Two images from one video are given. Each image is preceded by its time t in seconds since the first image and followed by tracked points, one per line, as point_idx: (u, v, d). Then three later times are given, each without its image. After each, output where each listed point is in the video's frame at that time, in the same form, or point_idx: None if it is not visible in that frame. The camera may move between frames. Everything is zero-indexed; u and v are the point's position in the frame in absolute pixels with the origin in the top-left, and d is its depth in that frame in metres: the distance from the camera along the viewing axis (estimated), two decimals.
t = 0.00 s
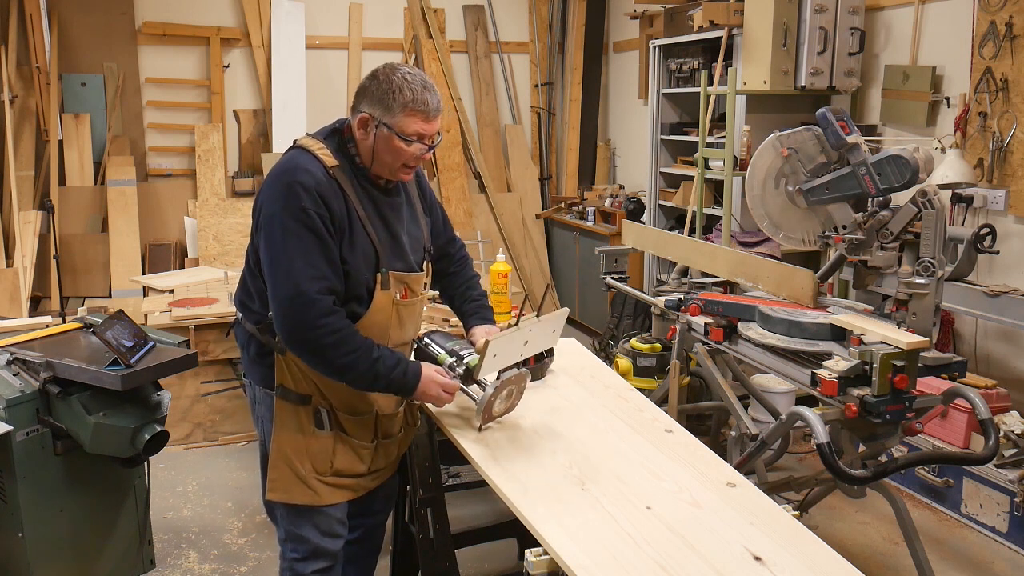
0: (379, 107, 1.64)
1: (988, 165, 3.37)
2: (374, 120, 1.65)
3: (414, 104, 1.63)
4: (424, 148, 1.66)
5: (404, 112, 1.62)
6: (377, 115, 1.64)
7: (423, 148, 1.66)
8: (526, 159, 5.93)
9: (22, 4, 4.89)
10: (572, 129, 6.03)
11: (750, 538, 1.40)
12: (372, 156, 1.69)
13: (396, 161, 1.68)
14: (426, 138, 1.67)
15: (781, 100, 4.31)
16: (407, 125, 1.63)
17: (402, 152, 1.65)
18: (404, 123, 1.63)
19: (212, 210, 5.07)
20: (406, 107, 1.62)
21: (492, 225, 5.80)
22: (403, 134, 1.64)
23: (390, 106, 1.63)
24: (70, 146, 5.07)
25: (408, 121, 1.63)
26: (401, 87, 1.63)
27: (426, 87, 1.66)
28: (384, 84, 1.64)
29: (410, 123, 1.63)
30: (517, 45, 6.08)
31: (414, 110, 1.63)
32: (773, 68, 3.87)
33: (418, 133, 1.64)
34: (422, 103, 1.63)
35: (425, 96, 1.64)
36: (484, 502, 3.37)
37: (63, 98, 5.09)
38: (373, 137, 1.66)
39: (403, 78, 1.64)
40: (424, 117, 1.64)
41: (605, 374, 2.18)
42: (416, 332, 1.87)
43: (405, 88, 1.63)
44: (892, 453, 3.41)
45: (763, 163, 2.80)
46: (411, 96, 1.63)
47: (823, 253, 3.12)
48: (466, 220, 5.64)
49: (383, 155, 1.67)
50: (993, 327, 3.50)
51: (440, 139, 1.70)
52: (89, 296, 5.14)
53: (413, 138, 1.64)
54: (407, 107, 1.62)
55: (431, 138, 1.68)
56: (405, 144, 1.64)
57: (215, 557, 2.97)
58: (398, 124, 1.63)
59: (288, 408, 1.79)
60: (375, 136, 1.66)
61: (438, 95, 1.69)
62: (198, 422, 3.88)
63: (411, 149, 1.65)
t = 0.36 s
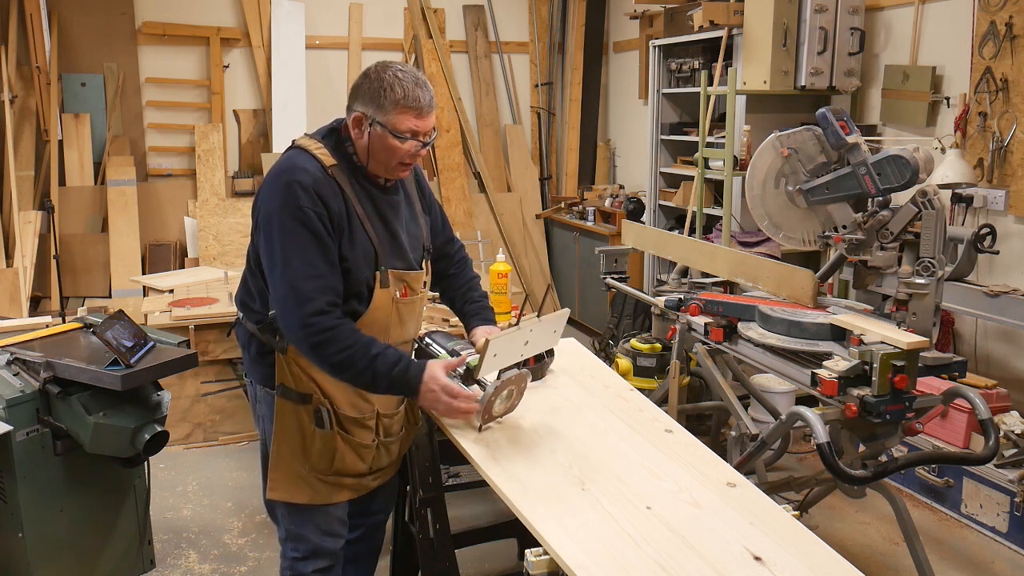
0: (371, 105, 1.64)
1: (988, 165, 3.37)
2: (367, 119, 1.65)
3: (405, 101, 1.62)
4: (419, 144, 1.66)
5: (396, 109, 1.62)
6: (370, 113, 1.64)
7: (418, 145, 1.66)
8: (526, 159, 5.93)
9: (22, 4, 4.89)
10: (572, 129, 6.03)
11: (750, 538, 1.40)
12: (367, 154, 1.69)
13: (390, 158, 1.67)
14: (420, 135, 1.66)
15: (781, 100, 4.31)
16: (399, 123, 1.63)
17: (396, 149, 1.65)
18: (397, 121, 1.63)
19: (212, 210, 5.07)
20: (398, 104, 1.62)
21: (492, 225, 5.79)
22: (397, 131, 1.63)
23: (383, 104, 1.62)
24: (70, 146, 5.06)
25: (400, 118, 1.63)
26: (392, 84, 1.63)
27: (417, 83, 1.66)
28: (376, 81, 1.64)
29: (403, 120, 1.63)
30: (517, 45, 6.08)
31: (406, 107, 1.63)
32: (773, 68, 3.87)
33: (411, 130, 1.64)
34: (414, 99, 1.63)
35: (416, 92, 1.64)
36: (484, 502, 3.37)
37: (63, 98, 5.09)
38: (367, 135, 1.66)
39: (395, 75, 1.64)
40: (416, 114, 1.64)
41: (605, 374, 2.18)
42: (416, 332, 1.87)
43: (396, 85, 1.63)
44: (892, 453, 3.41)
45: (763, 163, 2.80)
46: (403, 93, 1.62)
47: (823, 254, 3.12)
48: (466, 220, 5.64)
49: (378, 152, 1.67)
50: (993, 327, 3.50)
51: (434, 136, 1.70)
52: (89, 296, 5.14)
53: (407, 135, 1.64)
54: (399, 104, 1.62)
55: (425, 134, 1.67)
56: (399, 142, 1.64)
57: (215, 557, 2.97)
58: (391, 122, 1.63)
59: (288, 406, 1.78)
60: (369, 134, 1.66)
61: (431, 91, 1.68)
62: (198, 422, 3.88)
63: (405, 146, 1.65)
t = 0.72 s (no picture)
0: (372, 105, 1.64)
1: (988, 165, 3.37)
2: (369, 119, 1.65)
3: (406, 99, 1.62)
4: (421, 143, 1.66)
5: (397, 108, 1.62)
6: (371, 113, 1.64)
7: (420, 143, 1.66)
8: (526, 159, 5.94)
9: (22, 4, 4.89)
10: (572, 129, 6.03)
11: (750, 538, 1.40)
12: (369, 154, 1.69)
13: (392, 157, 1.67)
14: (422, 134, 1.66)
15: (780, 100, 4.31)
16: (401, 122, 1.63)
17: (398, 148, 1.65)
18: (398, 120, 1.63)
19: (212, 210, 5.07)
20: (399, 103, 1.62)
21: (492, 225, 5.79)
22: (398, 131, 1.63)
23: (383, 104, 1.62)
24: (70, 146, 5.07)
25: (401, 117, 1.63)
26: (392, 84, 1.63)
27: (417, 82, 1.66)
28: (375, 81, 1.63)
29: (404, 119, 1.63)
30: (517, 45, 6.08)
31: (407, 106, 1.63)
32: (772, 68, 3.87)
33: (413, 128, 1.64)
34: (414, 98, 1.63)
35: (416, 91, 1.64)
36: (484, 502, 3.37)
37: (64, 98, 5.09)
38: (369, 135, 1.66)
39: (394, 74, 1.64)
40: (417, 112, 1.64)
41: (605, 374, 2.18)
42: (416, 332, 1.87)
43: (396, 84, 1.63)
44: (892, 453, 3.41)
45: (763, 163, 2.80)
46: (403, 92, 1.62)
47: (823, 253, 3.12)
48: (466, 220, 5.64)
49: (380, 152, 1.67)
50: (993, 327, 3.50)
51: (435, 134, 1.70)
52: (89, 296, 5.14)
53: (408, 134, 1.64)
54: (399, 103, 1.62)
55: (426, 132, 1.67)
56: (401, 141, 1.64)
57: (215, 557, 2.97)
58: (392, 121, 1.63)
59: (290, 406, 1.78)
60: (370, 134, 1.66)
61: (431, 90, 1.68)
62: (198, 422, 3.88)
63: (407, 144, 1.65)
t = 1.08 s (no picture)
0: (372, 104, 1.64)
1: (988, 165, 3.37)
2: (369, 117, 1.65)
3: (406, 99, 1.62)
4: (420, 142, 1.66)
5: (397, 107, 1.62)
6: (371, 112, 1.64)
7: (419, 143, 1.66)
8: (526, 159, 5.94)
9: (22, 4, 4.89)
10: (572, 129, 6.03)
11: (750, 538, 1.40)
12: (369, 152, 1.69)
13: (392, 156, 1.67)
14: (422, 133, 1.66)
15: (781, 100, 4.31)
16: (400, 121, 1.63)
17: (397, 147, 1.65)
18: (398, 119, 1.63)
19: (212, 210, 5.08)
20: (399, 102, 1.62)
21: (492, 225, 5.79)
22: (398, 129, 1.63)
23: (384, 102, 1.62)
24: (70, 146, 5.07)
25: (401, 116, 1.62)
26: (392, 82, 1.63)
27: (418, 81, 1.66)
28: (376, 80, 1.63)
29: (403, 118, 1.63)
30: (517, 45, 6.08)
31: (406, 105, 1.62)
32: (772, 68, 3.87)
33: (412, 128, 1.64)
34: (414, 97, 1.63)
35: (416, 90, 1.64)
36: (484, 502, 3.37)
37: (64, 98, 5.09)
38: (369, 134, 1.66)
39: (395, 73, 1.64)
40: (417, 111, 1.64)
41: (605, 374, 2.18)
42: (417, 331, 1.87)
43: (396, 83, 1.62)
44: (892, 453, 3.41)
45: (763, 163, 2.80)
46: (403, 91, 1.62)
47: (823, 253, 3.12)
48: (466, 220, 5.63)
49: (380, 151, 1.67)
50: (993, 327, 3.50)
51: (436, 133, 1.69)
52: (89, 296, 5.14)
53: (408, 133, 1.64)
54: (399, 101, 1.62)
55: (426, 132, 1.67)
56: (401, 140, 1.64)
57: (215, 557, 2.97)
58: (392, 120, 1.63)
59: (290, 406, 1.78)
60: (370, 133, 1.66)
61: (431, 89, 1.68)
62: (198, 422, 3.88)
63: (407, 143, 1.65)
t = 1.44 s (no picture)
0: (368, 105, 1.64)
1: (988, 165, 3.37)
2: (365, 119, 1.65)
3: (401, 101, 1.62)
4: (416, 144, 1.66)
5: (392, 109, 1.62)
6: (367, 113, 1.64)
7: (415, 144, 1.66)
8: (526, 159, 5.94)
9: (22, 3, 4.89)
10: (572, 129, 6.03)
11: (750, 538, 1.40)
12: (365, 153, 1.69)
13: (387, 158, 1.68)
14: (417, 135, 1.66)
15: (781, 100, 4.31)
16: (396, 123, 1.63)
17: (393, 149, 1.65)
18: (394, 121, 1.63)
19: (212, 210, 5.08)
20: (393, 105, 1.62)
21: (492, 225, 5.79)
22: (393, 132, 1.63)
23: (379, 105, 1.62)
24: (70, 147, 5.07)
25: (396, 118, 1.62)
26: (387, 84, 1.62)
27: (414, 82, 1.66)
28: (372, 81, 1.63)
29: (399, 120, 1.63)
30: (517, 45, 6.08)
31: (401, 107, 1.62)
32: (773, 68, 3.87)
33: (407, 130, 1.64)
34: (409, 99, 1.62)
35: (412, 92, 1.63)
36: (484, 502, 3.37)
37: (64, 98, 5.09)
38: (365, 135, 1.66)
39: (390, 74, 1.64)
40: (412, 113, 1.63)
41: (605, 374, 2.18)
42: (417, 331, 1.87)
43: (391, 85, 1.62)
44: (892, 453, 3.41)
45: (763, 163, 2.81)
46: (398, 93, 1.62)
47: (822, 253, 3.12)
48: (466, 220, 5.63)
49: (375, 153, 1.68)
50: (993, 327, 3.50)
51: (432, 134, 1.69)
52: (89, 296, 5.13)
53: (403, 135, 1.64)
54: (395, 104, 1.62)
55: (422, 133, 1.67)
56: (396, 142, 1.64)
57: (215, 557, 2.97)
58: (386, 122, 1.63)
59: (290, 405, 1.78)
60: (366, 134, 1.66)
61: (428, 90, 1.68)
62: (198, 422, 3.88)
63: (402, 146, 1.65)
